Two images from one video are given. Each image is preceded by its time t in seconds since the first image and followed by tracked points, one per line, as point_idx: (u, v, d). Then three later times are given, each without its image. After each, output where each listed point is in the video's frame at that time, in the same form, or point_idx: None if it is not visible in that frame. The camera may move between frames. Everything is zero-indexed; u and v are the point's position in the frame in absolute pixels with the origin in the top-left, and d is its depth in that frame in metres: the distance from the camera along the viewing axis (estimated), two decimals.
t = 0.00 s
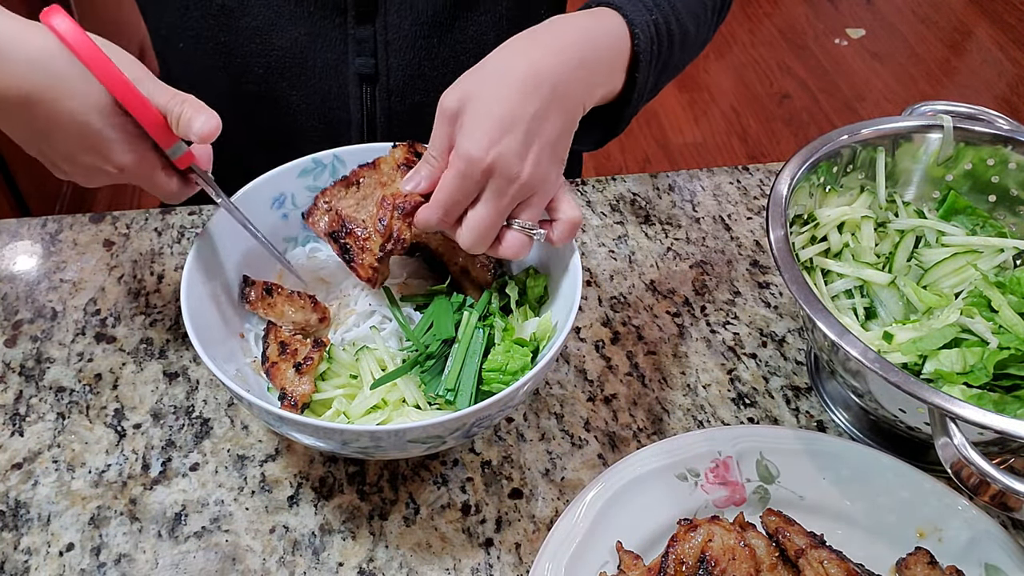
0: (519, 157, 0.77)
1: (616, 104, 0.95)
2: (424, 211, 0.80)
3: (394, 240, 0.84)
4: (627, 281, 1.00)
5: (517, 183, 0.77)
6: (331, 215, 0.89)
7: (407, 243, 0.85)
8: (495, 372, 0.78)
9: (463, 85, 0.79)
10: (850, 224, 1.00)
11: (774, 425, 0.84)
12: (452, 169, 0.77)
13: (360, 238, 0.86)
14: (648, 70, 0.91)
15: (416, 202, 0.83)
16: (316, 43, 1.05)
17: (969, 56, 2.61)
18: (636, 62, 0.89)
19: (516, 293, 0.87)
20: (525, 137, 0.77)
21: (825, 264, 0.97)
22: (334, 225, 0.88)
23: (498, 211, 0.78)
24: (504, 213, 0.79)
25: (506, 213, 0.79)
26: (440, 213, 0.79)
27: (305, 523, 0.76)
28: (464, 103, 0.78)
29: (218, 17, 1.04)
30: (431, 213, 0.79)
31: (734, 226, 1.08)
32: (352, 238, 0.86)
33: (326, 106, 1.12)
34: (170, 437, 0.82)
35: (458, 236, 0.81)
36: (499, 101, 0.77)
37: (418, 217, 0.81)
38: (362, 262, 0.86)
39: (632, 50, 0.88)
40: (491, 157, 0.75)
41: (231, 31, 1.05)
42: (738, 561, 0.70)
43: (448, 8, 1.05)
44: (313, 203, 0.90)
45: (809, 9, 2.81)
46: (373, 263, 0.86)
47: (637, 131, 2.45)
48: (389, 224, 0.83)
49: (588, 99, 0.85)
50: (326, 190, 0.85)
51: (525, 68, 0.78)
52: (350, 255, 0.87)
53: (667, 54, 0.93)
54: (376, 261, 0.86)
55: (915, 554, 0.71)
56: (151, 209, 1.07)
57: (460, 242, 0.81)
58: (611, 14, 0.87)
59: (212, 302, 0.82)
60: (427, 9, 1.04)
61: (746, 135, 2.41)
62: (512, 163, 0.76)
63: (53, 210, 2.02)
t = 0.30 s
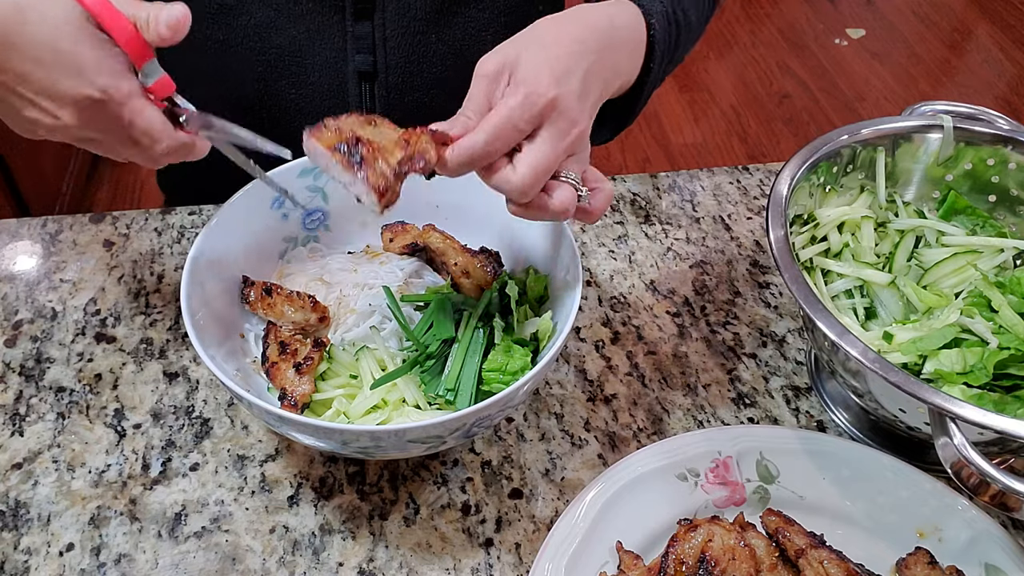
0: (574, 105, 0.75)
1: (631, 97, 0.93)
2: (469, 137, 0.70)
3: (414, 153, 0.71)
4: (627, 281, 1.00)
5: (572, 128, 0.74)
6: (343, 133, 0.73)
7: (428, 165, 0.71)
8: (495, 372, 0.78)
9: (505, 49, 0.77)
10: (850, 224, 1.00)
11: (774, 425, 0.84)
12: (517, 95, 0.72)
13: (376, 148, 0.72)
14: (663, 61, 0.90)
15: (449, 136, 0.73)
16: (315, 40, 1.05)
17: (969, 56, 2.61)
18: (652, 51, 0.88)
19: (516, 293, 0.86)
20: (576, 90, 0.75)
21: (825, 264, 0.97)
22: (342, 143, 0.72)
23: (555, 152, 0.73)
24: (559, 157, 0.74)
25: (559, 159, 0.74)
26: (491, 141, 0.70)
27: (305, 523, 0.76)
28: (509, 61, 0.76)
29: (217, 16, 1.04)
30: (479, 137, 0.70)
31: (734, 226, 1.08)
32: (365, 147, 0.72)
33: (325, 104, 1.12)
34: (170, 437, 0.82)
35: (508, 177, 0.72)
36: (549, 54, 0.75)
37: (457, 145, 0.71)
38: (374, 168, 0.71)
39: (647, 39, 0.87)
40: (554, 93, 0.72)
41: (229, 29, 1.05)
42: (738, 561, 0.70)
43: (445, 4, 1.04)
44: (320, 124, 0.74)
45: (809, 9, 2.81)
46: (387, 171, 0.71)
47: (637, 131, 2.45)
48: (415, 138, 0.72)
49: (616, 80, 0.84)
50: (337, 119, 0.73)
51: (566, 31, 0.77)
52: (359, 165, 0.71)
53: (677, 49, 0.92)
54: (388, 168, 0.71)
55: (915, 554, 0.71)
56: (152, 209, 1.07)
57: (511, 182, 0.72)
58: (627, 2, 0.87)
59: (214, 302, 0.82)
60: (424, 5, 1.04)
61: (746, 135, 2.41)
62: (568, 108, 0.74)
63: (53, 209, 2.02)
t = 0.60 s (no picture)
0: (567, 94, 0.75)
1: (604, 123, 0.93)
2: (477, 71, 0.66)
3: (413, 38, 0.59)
4: (627, 281, 1.00)
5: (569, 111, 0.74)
6: None
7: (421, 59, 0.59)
8: (495, 372, 0.78)
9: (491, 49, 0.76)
10: (850, 225, 1.00)
11: (774, 425, 0.84)
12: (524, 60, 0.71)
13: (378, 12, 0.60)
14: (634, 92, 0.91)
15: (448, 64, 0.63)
16: (305, 44, 1.05)
17: (969, 56, 2.61)
18: (622, 84, 0.89)
19: (516, 292, 0.86)
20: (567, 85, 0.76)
21: (825, 264, 0.97)
22: None
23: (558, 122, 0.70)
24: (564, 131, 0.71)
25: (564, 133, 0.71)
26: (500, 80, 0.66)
27: (305, 523, 0.76)
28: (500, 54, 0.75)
29: (206, 23, 1.04)
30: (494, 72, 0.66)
31: (734, 227, 1.08)
32: None
33: (320, 108, 1.12)
34: (170, 437, 0.82)
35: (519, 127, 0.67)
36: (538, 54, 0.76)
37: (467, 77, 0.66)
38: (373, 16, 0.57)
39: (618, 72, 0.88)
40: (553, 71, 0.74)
41: (220, 36, 1.05)
42: (738, 560, 0.70)
43: (433, 3, 1.05)
44: None
45: (808, 10, 2.81)
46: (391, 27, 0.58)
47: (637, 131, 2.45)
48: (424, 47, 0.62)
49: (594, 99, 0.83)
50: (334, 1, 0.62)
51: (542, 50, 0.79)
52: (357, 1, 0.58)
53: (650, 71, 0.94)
54: (387, 28, 0.57)
55: (915, 554, 0.71)
56: (152, 209, 1.07)
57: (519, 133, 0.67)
58: (595, 35, 0.89)
59: (214, 303, 0.83)
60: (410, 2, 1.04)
61: (746, 135, 2.41)
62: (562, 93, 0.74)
63: (53, 210, 2.02)
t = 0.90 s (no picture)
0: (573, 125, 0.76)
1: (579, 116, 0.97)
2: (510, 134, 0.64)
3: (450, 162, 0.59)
4: (627, 281, 1.00)
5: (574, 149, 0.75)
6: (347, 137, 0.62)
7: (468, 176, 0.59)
8: (495, 372, 0.78)
9: (476, 71, 0.75)
10: (850, 225, 1.00)
11: (774, 425, 0.84)
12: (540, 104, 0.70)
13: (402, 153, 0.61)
14: (607, 89, 0.95)
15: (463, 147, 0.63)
16: (297, 47, 1.05)
17: (969, 56, 2.61)
18: (597, 82, 0.92)
19: (516, 292, 0.86)
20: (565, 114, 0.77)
21: (825, 264, 0.97)
22: (353, 145, 0.61)
23: (572, 171, 0.73)
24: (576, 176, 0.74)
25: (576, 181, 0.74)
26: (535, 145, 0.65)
27: (305, 523, 0.76)
28: (492, 82, 0.74)
29: (198, 31, 1.05)
30: (527, 139, 0.64)
31: (734, 226, 1.08)
32: (398, 155, 0.60)
33: (315, 111, 1.12)
34: (170, 437, 0.82)
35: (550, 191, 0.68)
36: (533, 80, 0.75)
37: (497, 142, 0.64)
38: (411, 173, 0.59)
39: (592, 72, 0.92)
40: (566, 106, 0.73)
41: (211, 42, 1.06)
42: (738, 561, 0.70)
43: (423, 3, 1.05)
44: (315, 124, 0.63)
45: (808, 10, 2.81)
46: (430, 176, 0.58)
47: (637, 131, 2.45)
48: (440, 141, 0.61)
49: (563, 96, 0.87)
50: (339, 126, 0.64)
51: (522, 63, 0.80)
52: (390, 169, 0.59)
53: (626, 70, 0.97)
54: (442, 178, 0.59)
55: (915, 554, 0.71)
56: (152, 209, 1.07)
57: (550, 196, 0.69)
58: (573, 37, 0.91)
59: (214, 304, 0.82)
60: (399, 2, 1.04)
61: (746, 134, 2.41)
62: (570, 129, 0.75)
63: (53, 210, 2.02)
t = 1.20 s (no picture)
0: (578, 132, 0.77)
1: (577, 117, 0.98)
2: (522, 151, 0.66)
3: (464, 185, 0.64)
4: (627, 281, 1.00)
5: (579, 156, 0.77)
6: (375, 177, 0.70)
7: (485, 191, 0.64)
8: (495, 372, 0.78)
9: (483, 78, 0.75)
10: (850, 224, 1.00)
11: (774, 425, 0.84)
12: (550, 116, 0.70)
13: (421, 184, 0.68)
14: (606, 91, 0.95)
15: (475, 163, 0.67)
16: (297, 46, 1.05)
17: (969, 56, 2.61)
18: (595, 84, 0.93)
19: (516, 292, 0.86)
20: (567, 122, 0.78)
21: (825, 265, 0.97)
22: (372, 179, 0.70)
23: (578, 180, 0.75)
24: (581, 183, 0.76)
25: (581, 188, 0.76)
26: (545, 160, 0.67)
27: (305, 523, 0.76)
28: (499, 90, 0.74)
29: (197, 30, 1.05)
30: (537, 153, 0.66)
31: (734, 227, 1.08)
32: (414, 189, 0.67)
33: (314, 110, 1.12)
34: (170, 437, 0.82)
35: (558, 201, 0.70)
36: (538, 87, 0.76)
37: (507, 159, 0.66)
38: (433, 205, 0.66)
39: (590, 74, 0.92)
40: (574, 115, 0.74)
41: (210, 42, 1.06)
42: (738, 561, 0.70)
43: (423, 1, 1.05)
44: (331, 163, 0.72)
45: (808, 10, 2.81)
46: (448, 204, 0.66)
47: (637, 131, 2.45)
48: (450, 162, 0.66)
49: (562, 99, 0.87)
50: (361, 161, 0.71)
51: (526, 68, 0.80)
52: (414, 203, 0.66)
53: (624, 69, 0.97)
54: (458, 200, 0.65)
55: (915, 554, 0.71)
56: (152, 208, 1.07)
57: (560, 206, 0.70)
58: (570, 37, 0.91)
59: (214, 303, 0.82)
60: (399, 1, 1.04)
61: (746, 134, 2.41)
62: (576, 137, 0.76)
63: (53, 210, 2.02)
